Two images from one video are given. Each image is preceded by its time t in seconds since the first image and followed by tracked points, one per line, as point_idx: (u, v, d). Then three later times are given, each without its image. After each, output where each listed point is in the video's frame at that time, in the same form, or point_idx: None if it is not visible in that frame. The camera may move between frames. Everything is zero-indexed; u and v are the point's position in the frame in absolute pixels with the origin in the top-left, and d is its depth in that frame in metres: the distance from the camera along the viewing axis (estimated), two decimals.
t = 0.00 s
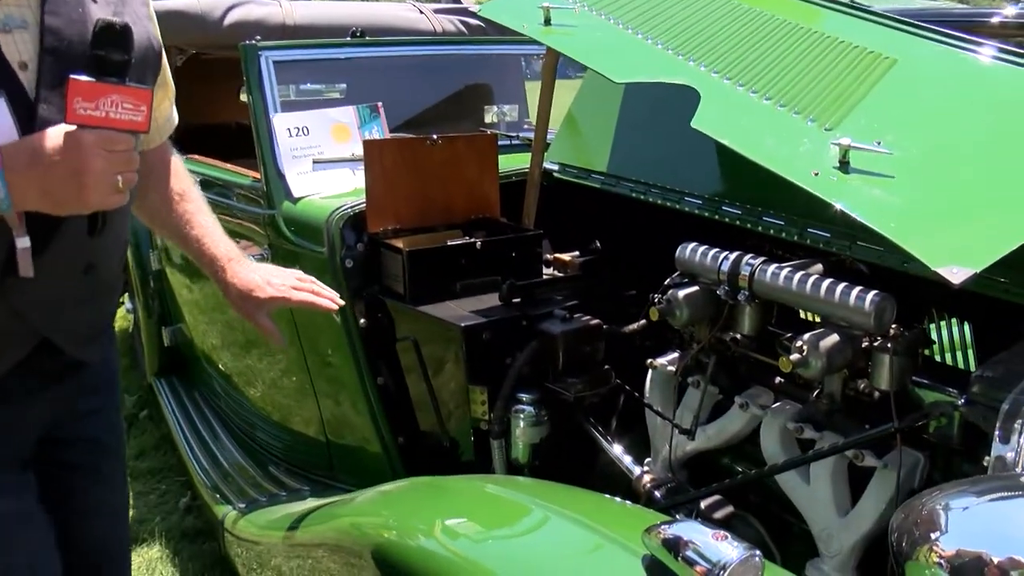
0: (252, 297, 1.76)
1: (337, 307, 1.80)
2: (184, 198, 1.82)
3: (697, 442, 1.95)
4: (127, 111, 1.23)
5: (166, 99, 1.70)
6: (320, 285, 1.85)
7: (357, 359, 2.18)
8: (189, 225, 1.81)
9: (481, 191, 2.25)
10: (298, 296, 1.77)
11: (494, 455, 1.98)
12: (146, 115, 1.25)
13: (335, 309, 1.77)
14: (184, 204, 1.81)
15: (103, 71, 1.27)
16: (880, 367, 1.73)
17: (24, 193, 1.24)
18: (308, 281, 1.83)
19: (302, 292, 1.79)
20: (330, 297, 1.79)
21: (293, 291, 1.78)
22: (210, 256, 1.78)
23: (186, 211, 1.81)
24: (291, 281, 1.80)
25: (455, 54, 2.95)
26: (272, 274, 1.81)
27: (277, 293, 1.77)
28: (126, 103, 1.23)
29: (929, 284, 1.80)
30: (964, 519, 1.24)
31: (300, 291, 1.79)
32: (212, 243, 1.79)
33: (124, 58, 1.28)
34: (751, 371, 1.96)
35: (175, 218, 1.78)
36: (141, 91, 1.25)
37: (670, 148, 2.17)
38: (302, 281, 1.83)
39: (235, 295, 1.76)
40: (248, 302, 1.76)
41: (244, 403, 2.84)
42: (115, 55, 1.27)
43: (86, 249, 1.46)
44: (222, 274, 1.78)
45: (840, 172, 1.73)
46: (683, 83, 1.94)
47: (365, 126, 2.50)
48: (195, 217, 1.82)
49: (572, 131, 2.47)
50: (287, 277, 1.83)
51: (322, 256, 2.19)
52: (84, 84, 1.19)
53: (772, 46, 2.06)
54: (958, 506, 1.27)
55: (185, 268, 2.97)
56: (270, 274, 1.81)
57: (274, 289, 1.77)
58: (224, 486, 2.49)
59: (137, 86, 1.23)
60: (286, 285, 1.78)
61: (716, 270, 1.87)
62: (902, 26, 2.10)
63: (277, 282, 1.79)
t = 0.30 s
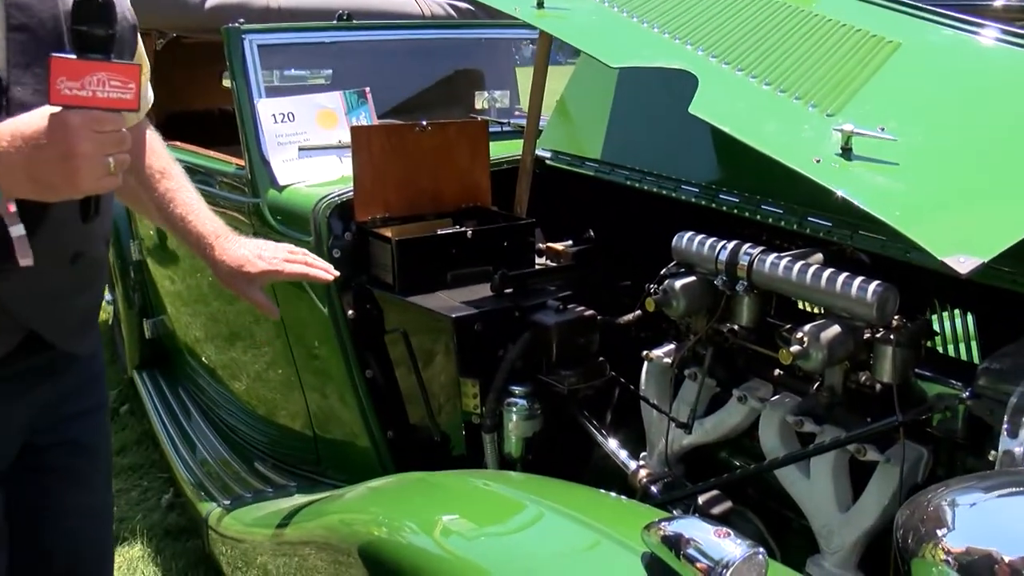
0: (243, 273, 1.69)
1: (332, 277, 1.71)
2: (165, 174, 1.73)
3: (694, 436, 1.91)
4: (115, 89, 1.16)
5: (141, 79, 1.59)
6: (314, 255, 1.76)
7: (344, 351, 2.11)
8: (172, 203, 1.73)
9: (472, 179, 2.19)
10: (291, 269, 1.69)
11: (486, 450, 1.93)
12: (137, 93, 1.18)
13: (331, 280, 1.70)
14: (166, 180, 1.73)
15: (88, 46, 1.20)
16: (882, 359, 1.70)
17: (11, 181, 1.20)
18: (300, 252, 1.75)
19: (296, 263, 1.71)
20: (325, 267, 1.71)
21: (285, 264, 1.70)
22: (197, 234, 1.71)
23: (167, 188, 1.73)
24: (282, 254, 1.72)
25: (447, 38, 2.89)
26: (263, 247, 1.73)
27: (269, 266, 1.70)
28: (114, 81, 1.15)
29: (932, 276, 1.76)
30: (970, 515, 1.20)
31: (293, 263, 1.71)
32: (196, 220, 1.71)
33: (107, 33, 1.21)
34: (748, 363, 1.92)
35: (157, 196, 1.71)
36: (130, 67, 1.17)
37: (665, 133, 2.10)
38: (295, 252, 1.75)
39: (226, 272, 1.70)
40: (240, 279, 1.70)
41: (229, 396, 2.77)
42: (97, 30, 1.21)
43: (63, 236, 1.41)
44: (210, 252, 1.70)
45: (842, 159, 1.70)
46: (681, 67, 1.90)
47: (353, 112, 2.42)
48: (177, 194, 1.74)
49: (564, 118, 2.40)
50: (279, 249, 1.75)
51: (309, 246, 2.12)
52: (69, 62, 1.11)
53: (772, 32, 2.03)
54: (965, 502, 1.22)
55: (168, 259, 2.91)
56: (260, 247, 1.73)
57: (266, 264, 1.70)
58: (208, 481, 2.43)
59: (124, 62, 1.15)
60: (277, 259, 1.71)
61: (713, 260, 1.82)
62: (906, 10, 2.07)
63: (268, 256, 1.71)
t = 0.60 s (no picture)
0: (228, 295, 1.61)
1: (322, 308, 1.62)
2: (155, 183, 1.69)
3: (700, 437, 1.86)
4: (56, 96, 1.14)
5: (132, 71, 1.64)
6: (306, 281, 1.68)
7: (340, 352, 2.06)
8: (161, 214, 1.67)
9: (470, 174, 2.13)
10: (278, 295, 1.61)
11: (487, 452, 1.89)
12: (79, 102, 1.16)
13: (320, 309, 1.61)
14: (156, 189, 1.68)
15: (27, 47, 1.15)
16: (894, 358, 1.65)
17: None
18: (291, 276, 1.67)
19: (284, 289, 1.63)
20: (315, 296, 1.62)
21: (272, 290, 1.61)
22: (183, 248, 1.64)
23: (158, 199, 1.68)
24: (271, 277, 1.64)
25: (445, 29, 2.83)
26: (252, 268, 1.65)
27: (255, 291, 1.61)
28: (54, 88, 1.13)
29: (945, 272, 1.71)
30: (989, 518, 1.15)
31: (281, 289, 1.62)
32: (183, 234, 1.64)
33: (51, 34, 1.16)
34: (755, 362, 1.86)
35: (145, 205, 1.66)
36: (73, 74, 1.15)
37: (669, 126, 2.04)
38: (285, 275, 1.66)
39: (210, 293, 1.61)
40: (223, 301, 1.61)
41: (219, 400, 2.72)
42: (42, 31, 1.16)
43: (45, 233, 1.35)
44: (195, 269, 1.63)
45: (852, 152, 1.66)
46: (686, 58, 1.85)
47: (349, 105, 2.35)
48: (167, 206, 1.68)
49: (564, 110, 2.34)
50: (269, 273, 1.67)
51: (304, 244, 2.05)
52: (3, 65, 1.09)
53: (781, 21, 1.98)
54: (984, 506, 1.17)
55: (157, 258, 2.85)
56: (249, 268, 1.65)
57: (251, 287, 1.61)
58: (200, 487, 2.38)
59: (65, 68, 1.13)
60: (265, 283, 1.63)
61: (719, 256, 1.78)
62: None
63: (255, 278, 1.63)
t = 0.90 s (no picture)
0: (213, 316, 1.47)
1: (316, 333, 1.48)
2: (143, 193, 1.57)
3: (704, 438, 1.80)
4: None
5: (118, 72, 1.56)
6: (300, 302, 1.53)
7: (333, 353, 2.00)
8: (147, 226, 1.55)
9: (465, 169, 2.08)
10: (266, 317, 1.47)
11: (485, 455, 1.83)
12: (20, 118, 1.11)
13: (312, 334, 1.47)
14: (143, 200, 1.56)
15: None
16: (904, 355, 1.60)
17: None
18: (285, 296, 1.52)
19: (275, 310, 1.49)
20: (309, 320, 1.48)
21: (261, 311, 1.47)
22: (168, 263, 1.51)
23: (144, 210, 1.56)
24: (262, 296, 1.50)
25: (438, 21, 2.76)
26: (241, 287, 1.51)
27: (242, 311, 1.47)
28: None
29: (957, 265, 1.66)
30: (1004, 520, 1.15)
31: (271, 310, 1.48)
32: (168, 248, 1.51)
33: None
34: (760, 360, 1.81)
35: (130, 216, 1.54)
36: (15, 88, 1.10)
37: (668, 117, 1.98)
38: (278, 295, 1.52)
39: (195, 312, 1.48)
40: (208, 321, 1.47)
41: (208, 403, 2.65)
42: None
43: (22, 232, 1.30)
44: (180, 286, 1.50)
45: (859, 143, 1.63)
46: (687, 49, 1.82)
47: (339, 99, 2.27)
48: (154, 217, 1.56)
49: (561, 102, 2.28)
50: (262, 292, 1.53)
51: (295, 241, 1.99)
52: None
53: (785, 9, 1.94)
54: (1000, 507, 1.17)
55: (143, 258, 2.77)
56: (239, 286, 1.51)
57: (238, 307, 1.47)
58: (189, 494, 2.31)
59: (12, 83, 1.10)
60: (254, 303, 1.48)
61: (723, 251, 1.72)
62: None
63: (244, 297, 1.49)
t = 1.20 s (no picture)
0: (191, 319, 1.41)
1: (296, 338, 1.42)
2: (120, 190, 1.51)
3: (704, 440, 1.75)
4: None
5: (92, 62, 1.51)
6: (282, 307, 1.47)
7: (319, 353, 1.93)
8: (123, 225, 1.49)
9: (457, 163, 2.01)
10: (246, 321, 1.41)
11: (477, 458, 1.77)
12: None
13: (293, 340, 1.41)
14: (118, 197, 1.50)
15: None
16: (910, 354, 1.54)
17: None
18: (266, 300, 1.46)
19: (255, 314, 1.43)
20: (290, 325, 1.43)
21: (240, 315, 1.41)
22: (144, 264, 1.45)
23: (120, 207, 1.49)
24: (242, 300, 1.44)
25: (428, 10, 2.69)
26: (221, 289, 1.45)
27: (221, 315, 1.41)
28: None
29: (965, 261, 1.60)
30: (1015, 527, 1.13)
31: (250, 314, 1.42)
32: (145, 248, 1.45)
33: None
34: (762, 360, 1.76)
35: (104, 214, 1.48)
36: None
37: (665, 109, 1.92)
38: (258, 299, 1.46)
39: (172, 315, 1.42)
40: (186, 324, 1.41)
41: (189, 407, 2.56)
42: None
43: None
44: (157, 287, 1.44)
45: (864, 135, 1.59)
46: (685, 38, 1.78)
47: (326, 90, 2.17)
48: (130, 215, 1.49)
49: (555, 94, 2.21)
50: (242, 295, 1.46)
51: (280, 237, 1.92)
52: None
53: None
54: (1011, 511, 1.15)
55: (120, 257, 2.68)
56: (218, 289, 1.45)
57: (216, 311, 1.41)
58: (168, 501, 2.24)
59: None
60: (233, 307, 1.42)
61: (723, 248, 1.67)
62: None
63: (223, 301, 1.43)
